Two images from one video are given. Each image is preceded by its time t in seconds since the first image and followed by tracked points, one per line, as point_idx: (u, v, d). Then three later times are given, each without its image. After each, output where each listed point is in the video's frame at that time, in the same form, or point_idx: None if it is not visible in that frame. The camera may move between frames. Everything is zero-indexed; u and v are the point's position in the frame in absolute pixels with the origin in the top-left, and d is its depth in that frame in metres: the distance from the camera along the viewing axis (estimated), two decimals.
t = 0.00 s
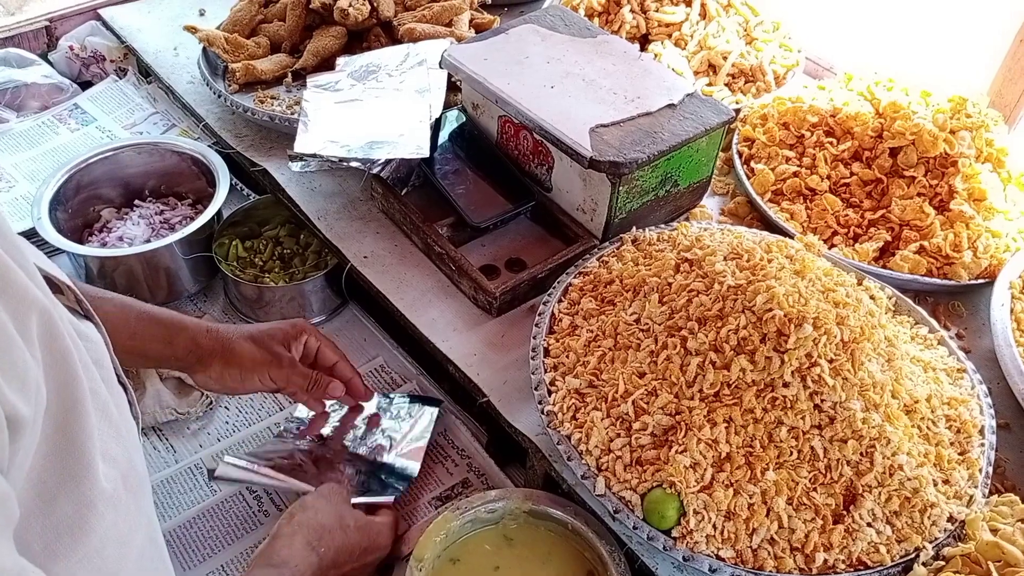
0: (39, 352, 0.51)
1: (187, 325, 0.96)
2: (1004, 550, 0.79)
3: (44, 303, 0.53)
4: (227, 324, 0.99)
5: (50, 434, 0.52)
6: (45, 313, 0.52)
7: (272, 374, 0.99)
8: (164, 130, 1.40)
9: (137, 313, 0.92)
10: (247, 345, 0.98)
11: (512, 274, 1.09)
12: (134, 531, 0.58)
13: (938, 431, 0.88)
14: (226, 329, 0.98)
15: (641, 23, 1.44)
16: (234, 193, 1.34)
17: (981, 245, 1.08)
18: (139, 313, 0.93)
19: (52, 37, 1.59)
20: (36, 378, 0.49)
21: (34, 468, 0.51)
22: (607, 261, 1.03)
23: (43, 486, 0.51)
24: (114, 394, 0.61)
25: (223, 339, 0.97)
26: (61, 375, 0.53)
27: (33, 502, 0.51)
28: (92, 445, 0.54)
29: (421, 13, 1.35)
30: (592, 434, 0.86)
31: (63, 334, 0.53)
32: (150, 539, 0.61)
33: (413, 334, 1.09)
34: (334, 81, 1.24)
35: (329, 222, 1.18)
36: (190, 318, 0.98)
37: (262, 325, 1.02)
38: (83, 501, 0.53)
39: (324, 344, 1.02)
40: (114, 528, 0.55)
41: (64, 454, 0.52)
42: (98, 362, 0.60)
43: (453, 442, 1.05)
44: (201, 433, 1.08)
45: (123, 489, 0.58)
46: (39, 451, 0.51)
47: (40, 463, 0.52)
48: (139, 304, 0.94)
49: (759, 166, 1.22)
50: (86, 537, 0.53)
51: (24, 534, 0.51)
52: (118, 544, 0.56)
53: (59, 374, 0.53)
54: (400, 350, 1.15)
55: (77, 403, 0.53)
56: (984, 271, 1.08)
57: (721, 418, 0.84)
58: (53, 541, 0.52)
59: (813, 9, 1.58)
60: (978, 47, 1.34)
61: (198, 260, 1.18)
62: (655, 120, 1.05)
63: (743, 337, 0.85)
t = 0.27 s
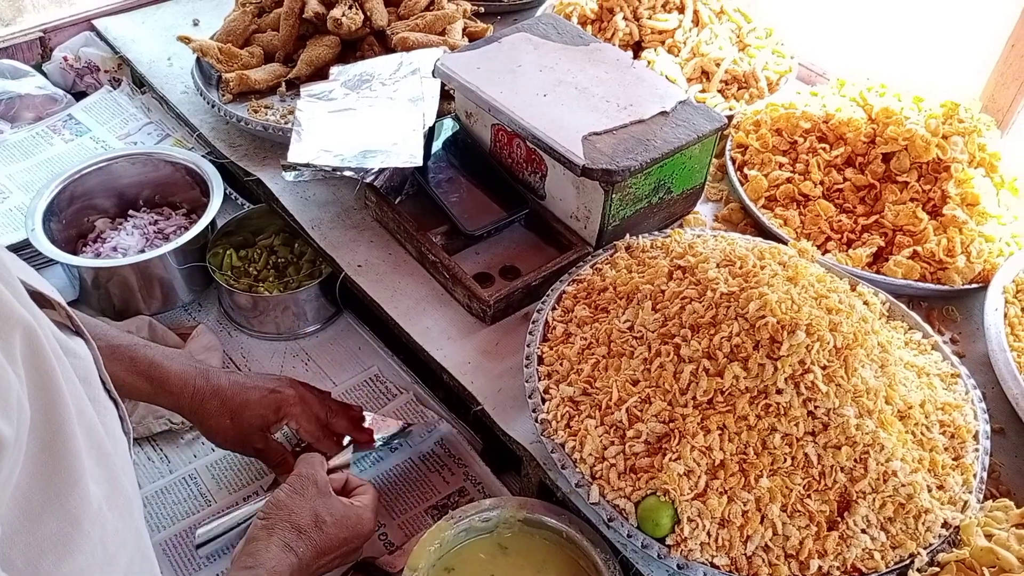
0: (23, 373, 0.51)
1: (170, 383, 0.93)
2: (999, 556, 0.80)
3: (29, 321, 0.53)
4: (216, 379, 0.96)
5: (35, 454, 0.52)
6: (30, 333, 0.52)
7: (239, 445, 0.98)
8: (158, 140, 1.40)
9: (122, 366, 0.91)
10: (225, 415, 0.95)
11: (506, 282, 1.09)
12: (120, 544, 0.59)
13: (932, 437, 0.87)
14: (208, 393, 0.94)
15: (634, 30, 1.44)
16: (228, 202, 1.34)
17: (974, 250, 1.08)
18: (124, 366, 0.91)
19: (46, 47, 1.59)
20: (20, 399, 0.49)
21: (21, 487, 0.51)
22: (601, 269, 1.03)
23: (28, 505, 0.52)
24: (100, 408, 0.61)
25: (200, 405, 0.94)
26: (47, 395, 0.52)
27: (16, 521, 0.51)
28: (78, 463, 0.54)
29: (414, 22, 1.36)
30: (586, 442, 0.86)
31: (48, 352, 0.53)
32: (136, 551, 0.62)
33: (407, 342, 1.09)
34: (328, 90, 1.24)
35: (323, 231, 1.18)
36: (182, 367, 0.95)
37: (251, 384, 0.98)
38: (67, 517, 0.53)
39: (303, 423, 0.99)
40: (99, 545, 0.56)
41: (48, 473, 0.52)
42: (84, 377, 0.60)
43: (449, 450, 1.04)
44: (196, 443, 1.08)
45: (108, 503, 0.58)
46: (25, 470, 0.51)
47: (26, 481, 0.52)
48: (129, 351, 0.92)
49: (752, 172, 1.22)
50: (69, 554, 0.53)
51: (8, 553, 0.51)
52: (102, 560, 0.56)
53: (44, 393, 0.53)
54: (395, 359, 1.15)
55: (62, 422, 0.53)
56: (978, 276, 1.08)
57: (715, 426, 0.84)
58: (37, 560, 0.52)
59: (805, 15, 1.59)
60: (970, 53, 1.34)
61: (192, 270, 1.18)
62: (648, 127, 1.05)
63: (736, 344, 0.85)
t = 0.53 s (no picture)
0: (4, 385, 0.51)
1: (175, 371, 0.91)
2: (994, 562, 0.78)
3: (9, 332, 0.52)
4: (222, 370, 0.94)
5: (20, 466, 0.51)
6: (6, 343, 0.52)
7: (236, 440, 0.96)
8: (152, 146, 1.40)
9: (126, 351, 0.88)
10: (228, 408, 0.93)
11: (500, 288, 1.09)
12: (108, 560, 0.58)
13: (928, 443, 0.87)
14: (213, 385, 0.92)
15: (629, 33, 1.43)
16: (222, 208, 1.34)
17: (971, 253, 1.07)
18: (128, 352, 0.88)
19: (40, 53, 1.59)
20: None
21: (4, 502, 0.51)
22: (595, 274, 1.03)
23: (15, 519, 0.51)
24: (91, 423, 0.60)
25: (204, 396, 0.92)
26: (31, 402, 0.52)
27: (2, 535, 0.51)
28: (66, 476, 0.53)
29: (408, 26, 1.35)
30: (580, 450, 0.86)
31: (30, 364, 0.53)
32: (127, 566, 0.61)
33: (401, 349, 1.09)
34: (321, 95, 1.24)
35: (316, 237, 1.17)
36: (187, 356, 0.92)
37: (255, 379, 0.96)
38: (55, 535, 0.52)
39: (303, 424, 0.98)
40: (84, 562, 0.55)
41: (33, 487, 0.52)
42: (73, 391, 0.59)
43: (443, 458, 1.04)
44: (189, 451, 1.07)
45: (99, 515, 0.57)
46: (15, 485, 0.51)
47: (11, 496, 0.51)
48: (134, 337, 0.90)
49: (747, 176, 1.22)
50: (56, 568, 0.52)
51: None
52: None
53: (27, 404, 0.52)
54: (389, 365, 1.15)
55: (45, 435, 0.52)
56: (974, 279, 1.08)
57: (709, 433, 0.83)
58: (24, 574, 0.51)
59: (801, 17, 1.58)
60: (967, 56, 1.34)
61: (185, 277, 1.17)
62: (642, 132, 1.04)
63: (730, 350, 0.85)
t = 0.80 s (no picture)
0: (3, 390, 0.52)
1: (175, 376, 0.91)
2: (996, 567, 0.78)
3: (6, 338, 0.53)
4: (222, 374, 0.94)
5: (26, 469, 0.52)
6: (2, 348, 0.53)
7: (237, 444, 0.97)
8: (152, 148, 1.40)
9: (126, 357, 0.89)
10: (227, 412, 0.94)
11: (500, 290, 1.09)
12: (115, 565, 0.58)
13: (929, 447, 0.87)
14: (213, 389, 0.93)
15: (629, 36, 1.44)
16: (222, 210, 1.34)
17: (971, 256, 1.07)
18: (127, 357, 0.89)
19: (40, 54, 1.59)
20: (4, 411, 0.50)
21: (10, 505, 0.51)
22: (595, 277, 1.03)
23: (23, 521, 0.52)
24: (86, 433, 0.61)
25: (203, 400, 0.93)
26: (31, 405, 0.53)
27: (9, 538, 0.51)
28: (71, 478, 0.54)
29: (408, 28, 1.35)
30: (580, 453, 0.86)
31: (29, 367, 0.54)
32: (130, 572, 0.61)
33: (400, 352, 1.09)
34: (321, 97, 1.24)
35: (316, 239, 1.17)
36: (187, 360, 0.93)
37: (255, 383, 0.96)
38: (64, 537, 0.53)
39: (302, 429, 0.98)
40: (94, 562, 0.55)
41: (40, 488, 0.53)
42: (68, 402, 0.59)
43: (443, 461, 1.04)
44: (188, 454, 1.07)
45: (100, 520, 0.58)
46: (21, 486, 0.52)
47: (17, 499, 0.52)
48: (133, 342, 0.91)
49: (747, 179, 1.22)
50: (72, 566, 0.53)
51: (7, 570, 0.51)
52: None
53: (30, 407, 0.53)
54: (389, 368, 1.15)
55: (47, 436, 0.53)
56: (975, 283, 1.08)
57: (709, 436, 0.83)
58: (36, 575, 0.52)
59: (801, 19, 1.58)
60: (966, 58, 1.34)
61: (184, 278, 1.17)
62: (642, 135, 1.04)
63: (730, 353, 0.85)
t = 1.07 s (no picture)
0: (4, 389, 0.51)
1: (174, 377, 0.91)
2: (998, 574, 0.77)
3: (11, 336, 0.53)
4: (220, 376, 0.94)
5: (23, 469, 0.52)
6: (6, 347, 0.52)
7: (236, 445, 0.97)
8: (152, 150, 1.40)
9: (125, 358, 0.89)
10: (226, 413, 0.94)
11: (501, 294, 1.09)
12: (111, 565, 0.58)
13: (930, 452, 0.86)
14: (212, 390, 0.93)
15: (630, 39, 1.43)
16: (222, 213, 1.34)
17: (973, 261, 1.07)
18: (126, 358, 0.89)
19: (40, 56, 1.59)
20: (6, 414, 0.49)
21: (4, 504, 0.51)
22: (596, 281, 1.02)
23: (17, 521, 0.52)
24: (89, 430, 0.60)
25: (202, 401, 0.93)
26: (31, 405, 0.52)
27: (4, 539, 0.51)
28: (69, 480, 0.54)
29: (409, 31, 1.35)
30: (580, 457, 0.85)
31: (33, 366, 0.53)
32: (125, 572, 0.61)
33: (400, 355, 1.08)
34: (321, 100, 1.24)
35: (316, 242, 1.17)
36: (186, 362, 0.93)
37: (253, 385, 0.96)
38: (62, 538, 0.53)
39: (301, 430, 0.97)
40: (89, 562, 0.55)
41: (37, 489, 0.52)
42: (71, 399, 0.59)
43: (442, 464, 1.03)
44: (187, 457, 1.07)
45: (98, 519, 0.58)
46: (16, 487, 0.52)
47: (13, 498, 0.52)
48: (132, 343, 0.91)
49: (748, 183, 1.21)
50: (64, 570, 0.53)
51: None
52: None
53: (32, 406, 0.53)
54: (389, 371, 1.14)
55: (47, 437, 0.53)
56: (977, 287, 1.07)
57: (710, 441, 0.83)
58: None
59: (802, 23, 1.58)
60: (967, 61, 1.34)
61: (183, 281, 1.17)
62: (643, 138, 1.04)
63: (731, 358, 0.84)
